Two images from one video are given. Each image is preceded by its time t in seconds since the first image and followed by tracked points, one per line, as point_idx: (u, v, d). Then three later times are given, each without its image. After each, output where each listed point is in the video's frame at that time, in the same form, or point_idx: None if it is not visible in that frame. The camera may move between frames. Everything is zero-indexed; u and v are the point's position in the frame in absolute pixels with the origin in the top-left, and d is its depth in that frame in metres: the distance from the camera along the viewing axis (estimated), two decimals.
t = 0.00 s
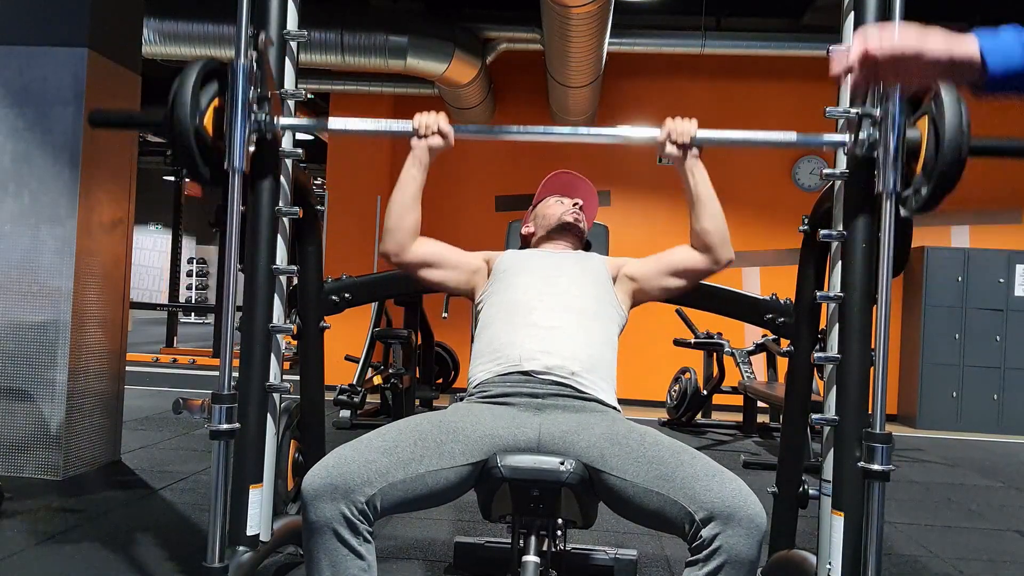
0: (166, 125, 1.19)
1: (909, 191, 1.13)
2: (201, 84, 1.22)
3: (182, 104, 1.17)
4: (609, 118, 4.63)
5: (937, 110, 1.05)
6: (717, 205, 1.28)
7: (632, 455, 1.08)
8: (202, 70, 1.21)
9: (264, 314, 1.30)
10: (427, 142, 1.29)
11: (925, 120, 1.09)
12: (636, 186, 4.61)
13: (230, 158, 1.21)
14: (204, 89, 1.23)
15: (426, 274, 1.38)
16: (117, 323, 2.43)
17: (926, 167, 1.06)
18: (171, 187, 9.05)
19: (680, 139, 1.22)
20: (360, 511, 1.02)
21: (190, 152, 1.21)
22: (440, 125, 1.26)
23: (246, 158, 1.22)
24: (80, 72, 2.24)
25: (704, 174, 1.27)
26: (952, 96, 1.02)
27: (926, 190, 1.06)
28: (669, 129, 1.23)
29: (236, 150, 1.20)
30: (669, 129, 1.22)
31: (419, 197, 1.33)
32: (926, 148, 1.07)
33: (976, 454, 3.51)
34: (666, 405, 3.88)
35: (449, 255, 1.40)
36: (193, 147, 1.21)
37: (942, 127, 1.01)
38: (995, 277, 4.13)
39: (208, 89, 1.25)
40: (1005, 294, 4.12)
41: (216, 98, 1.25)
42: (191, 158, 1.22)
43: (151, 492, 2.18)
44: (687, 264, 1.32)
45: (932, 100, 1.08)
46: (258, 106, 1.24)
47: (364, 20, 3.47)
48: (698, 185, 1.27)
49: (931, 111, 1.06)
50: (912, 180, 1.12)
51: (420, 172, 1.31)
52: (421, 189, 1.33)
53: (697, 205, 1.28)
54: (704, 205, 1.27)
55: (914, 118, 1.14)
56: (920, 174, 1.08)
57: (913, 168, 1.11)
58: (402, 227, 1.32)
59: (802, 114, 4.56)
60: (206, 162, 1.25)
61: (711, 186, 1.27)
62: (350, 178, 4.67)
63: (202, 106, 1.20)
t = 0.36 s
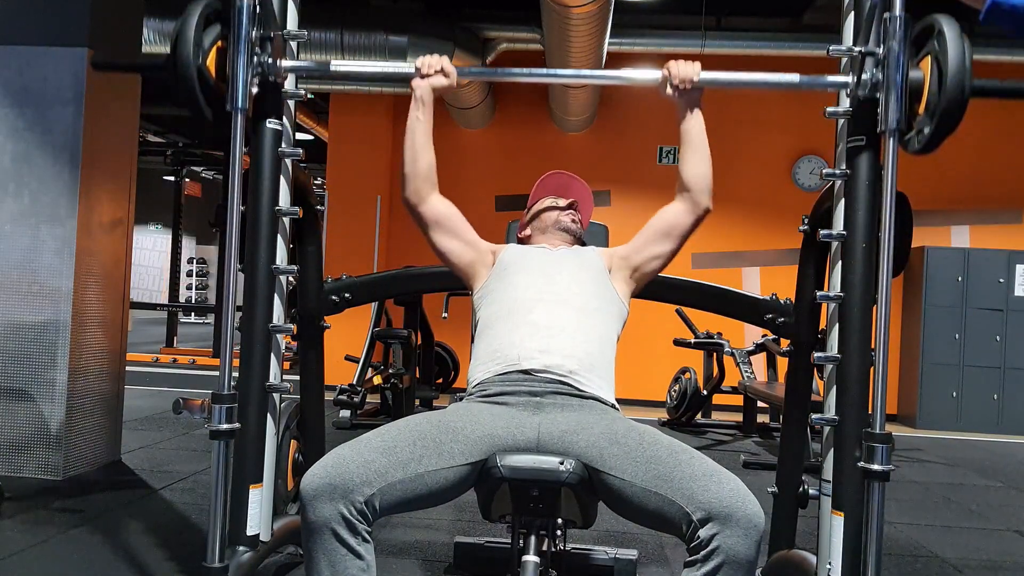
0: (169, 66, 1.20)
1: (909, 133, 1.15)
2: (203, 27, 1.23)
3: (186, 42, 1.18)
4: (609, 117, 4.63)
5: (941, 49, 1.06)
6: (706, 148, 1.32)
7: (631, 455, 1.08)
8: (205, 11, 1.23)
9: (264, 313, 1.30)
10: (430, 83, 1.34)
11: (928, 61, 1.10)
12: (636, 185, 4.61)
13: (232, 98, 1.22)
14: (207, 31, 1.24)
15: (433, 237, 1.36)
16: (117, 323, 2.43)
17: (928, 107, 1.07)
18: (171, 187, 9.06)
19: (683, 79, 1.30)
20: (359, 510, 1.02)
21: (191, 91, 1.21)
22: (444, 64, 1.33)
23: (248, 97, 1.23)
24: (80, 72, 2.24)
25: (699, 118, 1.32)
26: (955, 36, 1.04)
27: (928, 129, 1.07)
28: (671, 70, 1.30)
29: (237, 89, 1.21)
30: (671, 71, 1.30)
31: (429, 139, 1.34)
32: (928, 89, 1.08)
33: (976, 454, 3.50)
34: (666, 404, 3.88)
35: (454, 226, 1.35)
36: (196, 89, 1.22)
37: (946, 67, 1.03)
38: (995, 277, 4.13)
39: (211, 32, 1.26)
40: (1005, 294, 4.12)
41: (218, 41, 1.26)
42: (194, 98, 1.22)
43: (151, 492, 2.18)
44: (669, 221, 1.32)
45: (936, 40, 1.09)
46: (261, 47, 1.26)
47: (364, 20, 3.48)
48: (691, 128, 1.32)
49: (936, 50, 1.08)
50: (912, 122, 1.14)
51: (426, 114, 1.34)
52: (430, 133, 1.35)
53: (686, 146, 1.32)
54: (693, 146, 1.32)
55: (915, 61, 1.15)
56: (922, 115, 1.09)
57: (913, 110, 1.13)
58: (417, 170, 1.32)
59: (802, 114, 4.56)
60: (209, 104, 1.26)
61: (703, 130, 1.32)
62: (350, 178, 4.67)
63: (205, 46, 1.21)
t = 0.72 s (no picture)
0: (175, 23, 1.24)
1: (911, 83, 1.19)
2: None
3: None
4: (609, 116, 4.63)
5: None
6: (696, 103, 1.33)
7: (628, 454, 1.08)
8: None
9: (264, 314, 1.29)
10: (434, 35, 1.35)
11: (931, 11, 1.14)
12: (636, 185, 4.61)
13: (235, 54, 1.24)
14: None
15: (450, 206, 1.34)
16: (117, 323, 2.43)
17: (933, 54, 1.12)
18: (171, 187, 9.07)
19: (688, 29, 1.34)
20: (358, 509, 1.02)
21: (194, 48, 1.25)
22: (448, 16, 1.33)
23: (251, 53, 1.25)
24: (80, 72, 2.24)
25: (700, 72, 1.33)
26: None
27: (933, 73, 1.11)
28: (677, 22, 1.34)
29: (241, 44, 1.24)
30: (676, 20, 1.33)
31: (447, 94, 1.34)
32: (933, 37, 1.12)
33: (976, 454, 3.51)
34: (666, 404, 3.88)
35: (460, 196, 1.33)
36: (200, 45, 1.26)
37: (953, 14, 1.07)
38: (995, 277, 4.13)
39: None
40: (1005, 294, 4.12)
41: None
42: (198, 55, 1.27)
43: (151, 492, 2.18)
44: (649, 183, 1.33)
45: None
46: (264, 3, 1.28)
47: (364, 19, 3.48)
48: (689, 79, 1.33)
49: None
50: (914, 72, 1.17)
51: (437, 68, 1.34)
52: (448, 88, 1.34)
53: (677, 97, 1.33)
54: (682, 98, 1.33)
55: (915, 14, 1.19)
56: (926, 62, 1.14)
57: (915, 60, 1.17)
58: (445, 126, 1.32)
59: (803, 113, 4.56)
60: (213, 62, 1.29)
61: (700, 84, 1.33)
62: (350, 177, 4.67)
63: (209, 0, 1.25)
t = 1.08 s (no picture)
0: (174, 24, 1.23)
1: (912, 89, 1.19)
2: None
3: None
4: (609, 117, 4.63)
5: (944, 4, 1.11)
6: (700, 105, 1.30)
7: (625, 453, 1.08)
8: None
9: (264, 314, 1.29)
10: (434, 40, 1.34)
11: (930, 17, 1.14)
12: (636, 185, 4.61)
13: (234, 59, 1.24)
14: None
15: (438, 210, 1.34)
16: (117, 323, 2.43)
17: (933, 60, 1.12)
18: (171, 187, 9.07)
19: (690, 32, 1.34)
20: (358, 509, 1.02)
21: (194, 50, 1.25)
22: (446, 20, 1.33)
23: (250, 59, 1.25)
24: (80, 72, 2.24)
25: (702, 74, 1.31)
26: None
27: (934, 79, 1.11)
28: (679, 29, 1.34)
29: (240, 50, 1.23)
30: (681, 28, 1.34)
31: (439, 99, 1.33)
32: (932, 42, 1.12)
33: (976, 454, 3.51)
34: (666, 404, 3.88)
35: (448, 202, 1.33)
36: (200, 50, 1.25)
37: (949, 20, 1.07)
38: (995, 278, 4.13)
39: None
40: (1005, 294, 4.12)
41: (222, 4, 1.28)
42: (197, 57, 1.26)
43: (151, 492, 2.18)
44: (650, 186, 1.32)
45: None
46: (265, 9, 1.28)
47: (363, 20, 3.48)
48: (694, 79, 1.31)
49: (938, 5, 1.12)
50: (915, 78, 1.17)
51: (431, 72, 1.32)
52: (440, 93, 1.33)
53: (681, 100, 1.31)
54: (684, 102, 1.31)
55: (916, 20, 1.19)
56: (927, 67, 1.14)
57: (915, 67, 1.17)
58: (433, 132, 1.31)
59: (802, 114, 4.56)
60: (213, 65, 1.29)
61: (704, 86, 1.31)
62: (350, 178, 4.68)
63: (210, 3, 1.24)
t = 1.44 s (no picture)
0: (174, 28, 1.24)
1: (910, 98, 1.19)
2: None
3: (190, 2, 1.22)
4: (609, 117, 4.63)
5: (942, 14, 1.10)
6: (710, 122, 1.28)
7: (626, 452, 1.08)
8: None
9: (264, 314, 1.29)
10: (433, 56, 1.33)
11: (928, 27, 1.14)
12: (636, 186, 4.61)
13: (234, 62, 1.23)
14: None
15: (429, 220, 1.36)
16: (117, 323, 2.43)
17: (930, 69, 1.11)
18: (171, 187, 9.07)
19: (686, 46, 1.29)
20: (364, 509, 1.02)
21: (195, 53, 1.25)
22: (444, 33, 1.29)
23: (250, 63, 1.25)
24: (80, 72, 2.24)
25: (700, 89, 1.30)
26: None
27: (932, 87, 1.10)
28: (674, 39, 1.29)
29: (240, 54, 1.23)
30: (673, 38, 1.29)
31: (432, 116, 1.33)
32: (931, 52, 1.12)
33: (976, 454, 3.50)
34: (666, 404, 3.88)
35: (440, 217, 1.35)
36: (200, 53, 1.26)
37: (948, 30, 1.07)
38: (994, 277, 4.13)
39: None
40: (1005, 294, 4.12)
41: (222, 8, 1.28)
42: (197, 59, 1.26)
43: (151, 492, 2.18)
44: (670, 199, 1.29)
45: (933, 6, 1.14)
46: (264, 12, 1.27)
47: (363, 20, 3.48)
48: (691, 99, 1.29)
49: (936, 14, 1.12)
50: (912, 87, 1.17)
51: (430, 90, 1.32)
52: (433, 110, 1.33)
53: (689, 118, 1.29)
54: (693, 119, 1.29)
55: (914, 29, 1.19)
56: (925, 76, 1.13)
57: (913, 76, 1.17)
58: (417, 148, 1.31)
59: (802, 114, 4.55)
60: (212, 68, 1.30)
61: (705, 102, 1.29)
62: (351, 178, 4.68)
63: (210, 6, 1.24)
